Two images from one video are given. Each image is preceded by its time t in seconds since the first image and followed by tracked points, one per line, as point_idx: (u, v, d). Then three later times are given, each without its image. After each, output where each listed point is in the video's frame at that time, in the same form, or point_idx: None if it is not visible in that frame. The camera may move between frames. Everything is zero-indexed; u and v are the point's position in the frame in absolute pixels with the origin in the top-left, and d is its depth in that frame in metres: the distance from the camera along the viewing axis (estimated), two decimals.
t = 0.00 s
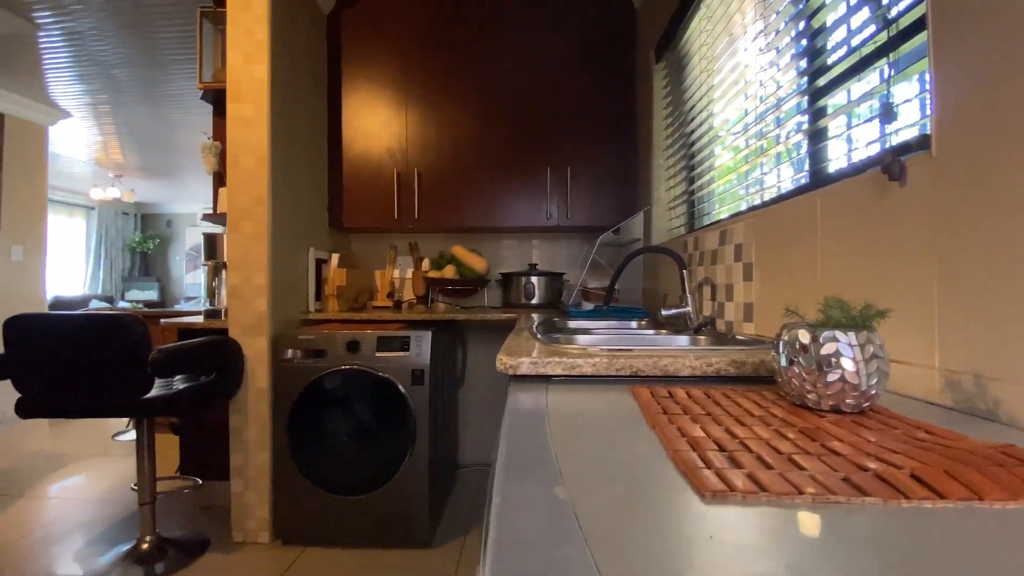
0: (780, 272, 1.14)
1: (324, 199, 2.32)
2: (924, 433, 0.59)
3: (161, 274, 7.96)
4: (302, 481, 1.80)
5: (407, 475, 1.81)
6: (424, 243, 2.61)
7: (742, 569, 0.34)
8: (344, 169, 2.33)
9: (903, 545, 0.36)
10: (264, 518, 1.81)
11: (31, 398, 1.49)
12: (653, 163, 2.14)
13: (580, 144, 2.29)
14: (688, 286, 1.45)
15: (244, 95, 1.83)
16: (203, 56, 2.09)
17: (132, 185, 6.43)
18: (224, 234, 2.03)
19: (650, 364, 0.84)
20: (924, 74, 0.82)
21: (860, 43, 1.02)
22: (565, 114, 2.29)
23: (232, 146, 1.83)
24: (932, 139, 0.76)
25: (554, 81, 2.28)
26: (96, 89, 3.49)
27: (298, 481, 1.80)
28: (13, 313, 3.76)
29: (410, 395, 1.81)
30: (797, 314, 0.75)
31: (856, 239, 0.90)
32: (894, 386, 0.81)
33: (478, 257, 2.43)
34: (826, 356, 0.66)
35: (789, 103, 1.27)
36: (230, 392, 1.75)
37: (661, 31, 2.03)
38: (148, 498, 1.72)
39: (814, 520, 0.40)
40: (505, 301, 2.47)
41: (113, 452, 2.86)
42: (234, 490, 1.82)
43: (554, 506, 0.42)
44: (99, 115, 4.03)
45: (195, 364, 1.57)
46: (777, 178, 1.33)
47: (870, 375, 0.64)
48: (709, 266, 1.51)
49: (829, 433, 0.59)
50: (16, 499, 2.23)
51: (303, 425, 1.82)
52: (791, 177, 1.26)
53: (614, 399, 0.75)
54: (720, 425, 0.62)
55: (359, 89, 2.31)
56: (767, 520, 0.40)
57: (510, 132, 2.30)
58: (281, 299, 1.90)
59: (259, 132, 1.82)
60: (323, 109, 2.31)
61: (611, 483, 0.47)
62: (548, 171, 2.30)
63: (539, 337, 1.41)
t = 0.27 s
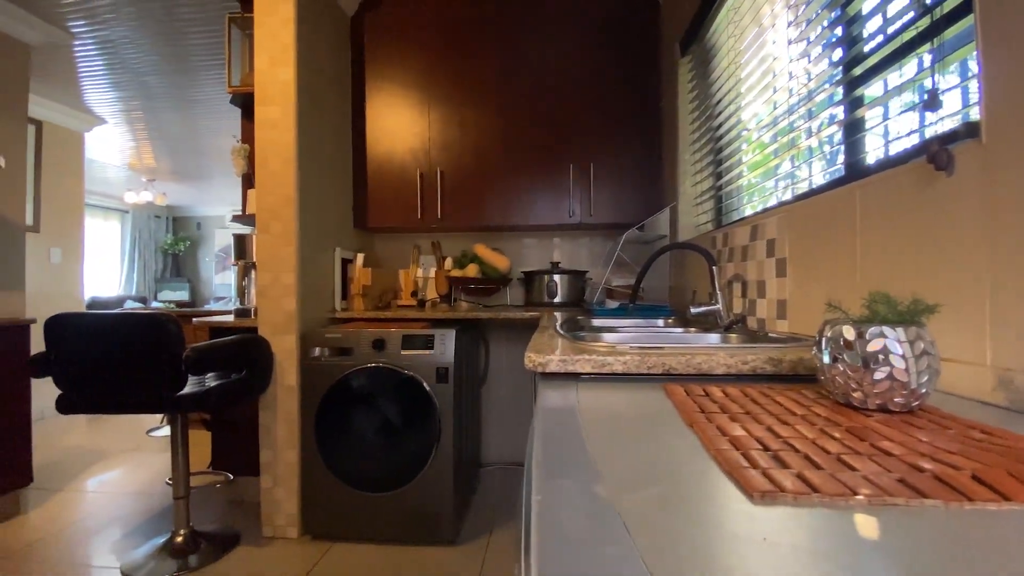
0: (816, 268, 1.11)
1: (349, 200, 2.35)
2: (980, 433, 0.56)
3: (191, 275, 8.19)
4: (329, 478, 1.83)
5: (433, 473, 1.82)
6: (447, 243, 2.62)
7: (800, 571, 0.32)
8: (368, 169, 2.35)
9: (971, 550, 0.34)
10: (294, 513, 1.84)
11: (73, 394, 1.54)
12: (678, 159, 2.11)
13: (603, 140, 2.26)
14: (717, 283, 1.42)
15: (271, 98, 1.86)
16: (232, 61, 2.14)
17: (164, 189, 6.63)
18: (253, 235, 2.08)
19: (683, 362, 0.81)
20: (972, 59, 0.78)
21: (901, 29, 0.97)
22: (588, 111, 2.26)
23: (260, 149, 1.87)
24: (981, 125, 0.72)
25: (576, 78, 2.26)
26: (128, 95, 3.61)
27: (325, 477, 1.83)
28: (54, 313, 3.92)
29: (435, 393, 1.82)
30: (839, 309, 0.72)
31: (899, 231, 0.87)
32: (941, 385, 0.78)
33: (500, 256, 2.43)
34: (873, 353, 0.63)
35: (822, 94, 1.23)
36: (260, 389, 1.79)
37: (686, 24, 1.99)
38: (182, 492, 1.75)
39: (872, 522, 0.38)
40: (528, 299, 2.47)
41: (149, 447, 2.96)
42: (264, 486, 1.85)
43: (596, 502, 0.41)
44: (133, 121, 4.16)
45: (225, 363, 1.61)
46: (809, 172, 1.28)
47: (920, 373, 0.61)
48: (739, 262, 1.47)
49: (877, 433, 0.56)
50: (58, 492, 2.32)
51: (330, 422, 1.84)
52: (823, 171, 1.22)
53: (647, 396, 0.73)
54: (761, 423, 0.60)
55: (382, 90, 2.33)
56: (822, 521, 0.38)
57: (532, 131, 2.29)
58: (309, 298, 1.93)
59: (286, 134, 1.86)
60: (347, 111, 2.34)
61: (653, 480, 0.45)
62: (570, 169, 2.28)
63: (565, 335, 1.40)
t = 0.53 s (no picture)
0: (854, 265, 1.07)
1: (372, 200, 2.37)
2: None
3: (219, 275, 8.43)
4: (354, 475, 1.84)
5: (456, 472, 1.82)
6: (469, 242, 2.63)
7: None
8: (390, 170, 2.38)
9: None
10: (320, 510, 1.87)
11: (109, 391, 1.59)
12: (703, 156, 2.07)
13: (625, 138, 2.24)
14: (747, 281, 1.39)
15: (297, 101, 1.89)
16: (259, 66, 2.18)
17: (193, 192, 6.82)
18: (280, 236, 2.11)
19: (716, 362, 0.79)
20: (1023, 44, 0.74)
21: (943, 16, 0.93)
22: (610, 108, 2.24)
23: (286, 151, 1.90)
24: None
25: (599, 75, 2.24)
26: (159, 101, 3.71)
27: (350, 475, 1.85)
28: (90, 313, 4.06)
29: (458, 392, 1.82)
30: (883, 307, 0.70)
31: (945, 225, 0.83)
32: (994, 387, 0.74)
33: (520, 255, 2.43)
34: (921, 352, 0.61)
35: (855, 87, 1.19)
36: (287, 387, 1.82)
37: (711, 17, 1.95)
38: (213, 487, 1.79)
39: (934, 529, 0.36)
40: (549, 299, 2.45)
41: (181, 443, 3.04)
42: (291, 482, 1.88)
43: (637, 504, 0.40)
44: (163, 127, 4.29)
45: (254, 361, 1.64)
46: (841, 168, 1.24)
47: (972, 373, 0.59)
48: (770, 259, 1.44)
49: (928, 436, 0.54)
50: (95, 485, 2.39)
51: (355, 420, 1.86)
52: (856, 166, 1.18)
53: (679, 395, 0.72)
54: (802, 423, 0.58)
55: (404, 91, 2.35)
56: (879, 528, 0.36)
57: (553, 129, 2.27)
58: (334, 298, 1.96)
59: (311, 136, 1.88)
60: (371, 112, 2.36)
61: (695, 482, 0.44)
62: (592, 166, 2.26)
63: (590, 334, 1.38)
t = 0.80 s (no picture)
0: (892, 261, 1.03)
1: (393, 200, 2.39)
2: None
3: (243, 276, 8.63)
4: (375, 473, 1.85)
5: (477, 471, 1.81)
6: (488, 241, 2.62)
7: None
8: (410, 170, 2.38)
9: None
10: (342, 507, 1.88)
11: (139, 388, 1.62)
12: (728, 152, 2.02)
13: (647, 134, 2.20)
14: (776, 278, 1.35)
15: (319, 102, 1.91)
16: (283, 68, 2.21)
17: (219, 194, 6.98)
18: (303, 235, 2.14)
19: (750, 361, 0.76)
20: None
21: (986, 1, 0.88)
22: (631, 105, 2.21)
23: (309, 152, 1.92)
24: None
25: (620, 72, 2.21)
26: (185, 105, 3.80)
27: (372, 473, 1.85)
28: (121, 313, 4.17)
29: (479, 391, 1.81)
30: (930, 304, 0.67)
31: (994, 219, 0.79)
32: None
33: (540, 253, 2.41)
34: (975, 351, 0.58)
35: (889, 78, 1.14)
36: (310, 385, 1.84)
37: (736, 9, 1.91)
38: (239, 483, 1.81)
39: (1004, 538, 0.33)
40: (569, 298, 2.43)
41: (207, 439, 3.11)
42: (314, 479, 1.90)
43: (679, 507, 0.38)
44: (190, 130, 4.39)
45: (278, 359, 1.65)
46: (873, 163, 1.19)
47: None
48: (800, 256, 1.40)
49: (983, 438, 0.51)
50: (125, 480, 2.46)
51: (377, 418, 1.87)
52: (890, 161, 1.13)
53: (711, 396, 0.69)
54: (846, 425, 0.55)
55: (424, 91, 2.35)
56: (944, 536, 0.34)
57: (573, 127, 2.25)
58: (356, 297, 1.98)
59: (333, 136, 1.90)
60: (391, 113, 2.37)
61: (739, 485, 0.41)
62: (613, 164, 2.23)
63: (613, 333, 1.36)
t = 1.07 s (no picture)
0: (935, 259, 0.98)
1: (414, 200, 2.40)
2: None
3: (267, 276, 8.80)
4: (397, 472, 1.86)
5: (498, 471, 1.80)
6: (508, 241, 2.61)
7: None
8: (430, 170, 2.39)
9: None
10: (364, 505, 1.89)
11: (168, 385, 1.66)
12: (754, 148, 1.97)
13: (671, 132, 2.17)
14: (808, 277, 1.31)
15: (342, 103, 1.92)
16: (306, 70, 2.24)
17: (243, 196, 7.13)
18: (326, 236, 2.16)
19: (787, 362, 0.73)
20: None
21: None
22: (654, 102, 2.18)
23: (332, 153, 1.94)
24: None
25: (642, 69, 2.18)
26: (211, 110, 3.88)
27: (393, 472, 1.86)
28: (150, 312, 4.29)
29: (500, 391, 1.80)
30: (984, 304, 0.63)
31: None
32: None
33: (560, 253, 2.38)
34: None
35: (926, 70, 1.09)
36: (333, 384, 1.85)
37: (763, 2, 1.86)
38: (263, 480, 1.84)
39: None
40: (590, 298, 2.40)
41: (233, 436, 3.17)
42: (337, 478, 1.91)
43: (726, 515, 0.36)
44: (215, 134, 4.49)
45: (302, 358, 1.67)
46: (908, 158, 1.14)
47: None
48: (834, 255, 1.35)
49: None
50: (154, 476, 2.51)
51: (398, 417, 1.87)
52: (925, 156, 1.08)
53: (747, 398, 0.66)
54: (896, 430, 0.52)
55: (443, 92, 2.36)
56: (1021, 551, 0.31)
57: (594, 125, 2.23)
58: (378, 296, 1.99)
59: (355, 137, 1.91)
60: (412, 113, 2.38)
61: (783, 493, 0.39)
62: (636, 162, 2.20)
63: (638, 333, 1.34)
